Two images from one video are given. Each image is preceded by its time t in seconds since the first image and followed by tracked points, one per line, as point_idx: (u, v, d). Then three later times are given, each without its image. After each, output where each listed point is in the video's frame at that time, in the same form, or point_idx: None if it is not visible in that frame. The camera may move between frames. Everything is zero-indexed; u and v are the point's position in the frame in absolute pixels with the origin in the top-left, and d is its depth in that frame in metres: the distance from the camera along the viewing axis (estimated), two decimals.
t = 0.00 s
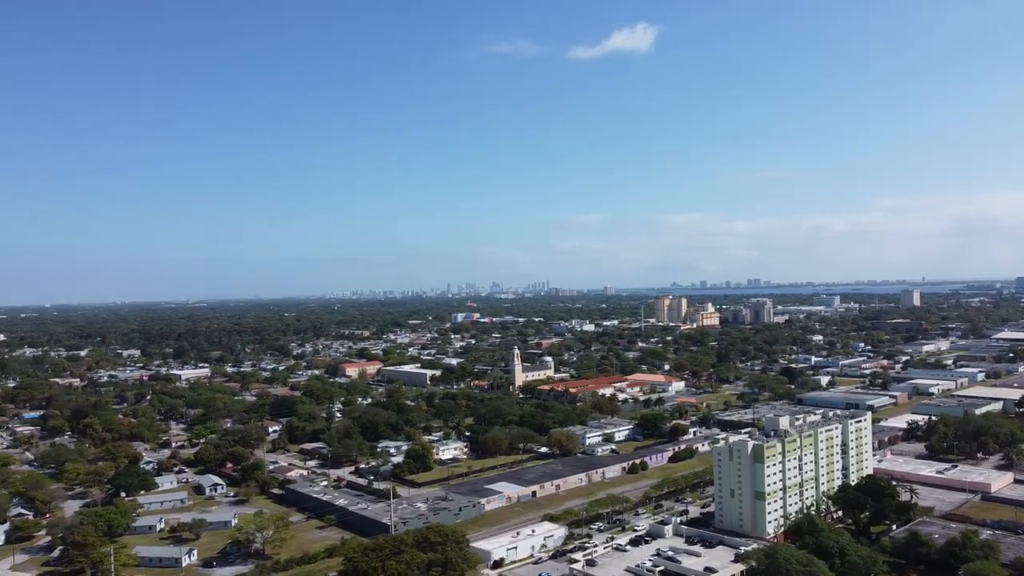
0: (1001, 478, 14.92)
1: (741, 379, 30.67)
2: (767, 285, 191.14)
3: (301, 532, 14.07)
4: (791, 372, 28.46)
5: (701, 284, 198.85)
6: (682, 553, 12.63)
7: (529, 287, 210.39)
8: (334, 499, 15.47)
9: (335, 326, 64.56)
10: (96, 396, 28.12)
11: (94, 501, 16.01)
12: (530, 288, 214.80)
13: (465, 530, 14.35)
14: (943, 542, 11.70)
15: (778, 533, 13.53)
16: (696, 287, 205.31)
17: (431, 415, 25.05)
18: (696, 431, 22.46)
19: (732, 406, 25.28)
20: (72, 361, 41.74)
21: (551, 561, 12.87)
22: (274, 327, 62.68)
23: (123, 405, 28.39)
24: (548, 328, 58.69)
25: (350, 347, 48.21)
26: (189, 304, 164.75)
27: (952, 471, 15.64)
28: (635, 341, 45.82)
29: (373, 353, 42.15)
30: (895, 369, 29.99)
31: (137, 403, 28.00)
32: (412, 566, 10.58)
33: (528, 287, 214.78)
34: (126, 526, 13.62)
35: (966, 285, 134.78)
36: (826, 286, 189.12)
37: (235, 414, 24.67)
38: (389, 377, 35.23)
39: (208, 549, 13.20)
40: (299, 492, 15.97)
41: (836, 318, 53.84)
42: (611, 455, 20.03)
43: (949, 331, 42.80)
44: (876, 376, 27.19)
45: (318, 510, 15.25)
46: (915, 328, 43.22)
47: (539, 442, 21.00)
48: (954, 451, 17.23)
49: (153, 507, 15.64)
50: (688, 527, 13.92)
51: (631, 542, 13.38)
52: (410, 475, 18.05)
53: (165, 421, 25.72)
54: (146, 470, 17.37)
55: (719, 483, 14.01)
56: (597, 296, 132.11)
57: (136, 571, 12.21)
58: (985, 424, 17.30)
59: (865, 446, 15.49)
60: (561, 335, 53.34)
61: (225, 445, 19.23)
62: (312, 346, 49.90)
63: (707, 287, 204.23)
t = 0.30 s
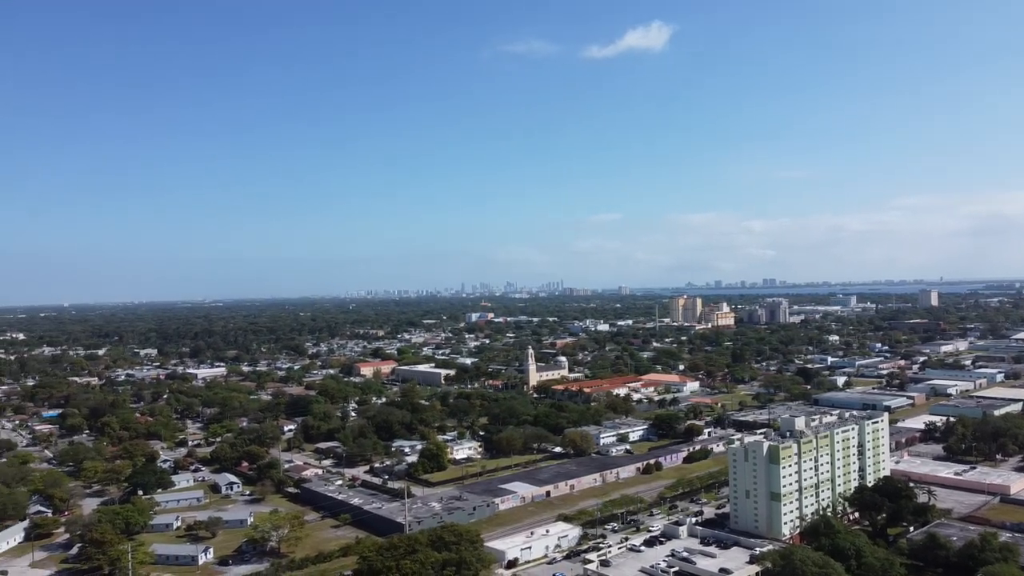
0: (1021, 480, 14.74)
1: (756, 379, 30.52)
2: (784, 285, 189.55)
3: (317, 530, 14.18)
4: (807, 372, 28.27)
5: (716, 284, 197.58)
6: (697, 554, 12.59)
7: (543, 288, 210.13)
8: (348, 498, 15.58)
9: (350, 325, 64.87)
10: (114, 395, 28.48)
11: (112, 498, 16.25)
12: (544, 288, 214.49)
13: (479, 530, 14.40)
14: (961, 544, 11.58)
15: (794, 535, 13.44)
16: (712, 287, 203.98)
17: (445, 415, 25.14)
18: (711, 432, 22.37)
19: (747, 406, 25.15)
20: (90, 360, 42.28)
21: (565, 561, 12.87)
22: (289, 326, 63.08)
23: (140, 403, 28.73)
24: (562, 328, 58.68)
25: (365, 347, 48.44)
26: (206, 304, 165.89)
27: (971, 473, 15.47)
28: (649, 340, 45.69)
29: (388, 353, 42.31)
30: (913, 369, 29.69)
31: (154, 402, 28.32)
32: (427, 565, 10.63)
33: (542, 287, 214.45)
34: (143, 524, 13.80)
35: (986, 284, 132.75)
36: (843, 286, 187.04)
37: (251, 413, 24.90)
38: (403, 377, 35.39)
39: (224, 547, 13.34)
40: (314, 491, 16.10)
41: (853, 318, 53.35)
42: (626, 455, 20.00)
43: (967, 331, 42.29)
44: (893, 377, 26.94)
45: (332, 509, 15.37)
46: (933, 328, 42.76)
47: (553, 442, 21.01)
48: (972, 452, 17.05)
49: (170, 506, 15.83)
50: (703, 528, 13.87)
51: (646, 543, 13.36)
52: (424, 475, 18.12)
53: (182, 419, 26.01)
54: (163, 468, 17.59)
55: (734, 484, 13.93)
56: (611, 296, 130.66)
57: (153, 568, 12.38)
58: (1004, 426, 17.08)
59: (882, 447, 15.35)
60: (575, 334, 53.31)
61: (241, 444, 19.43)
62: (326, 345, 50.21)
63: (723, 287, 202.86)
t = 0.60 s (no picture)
0: None
1: (772, 379, 30.31)
2: (800, 284, 187.88)
3: (331, 529, 14.29)
4: (823, 372, 28.07)
5: (732, 283, 196.25)
6: (711, 554, 12.55)
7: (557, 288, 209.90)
8: (363, 497, 15.68)
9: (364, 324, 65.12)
10: (132, 394, 28.84)
11: (129, 496, 16.47)
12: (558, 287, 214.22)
13: (493, 529, 14.43)
14: (980, 546, 11.45)
15: (810, 535, 13.36)
16: (727, 287, 202.63)
17: (459, 414, 25.23)
18: (726, 432, 22.27)
19: (762, 406, 25.01)
20: (109, 359, 42.81)
21: (579, 561, 12.88)
22: (304, 326, 63.54)
23: (157, 402, 29.08)
24: (576, 328, 58.65)
25: (379, 346, 48.73)
26: (221, 303, 167.55)
27: (989, 475, 15.29)
28: (663, 340, 45.53)
29: (402, 353, 42.51)
30: (930, 369, 29.37)
31: (171, 401, 28.65)
32: (442, 564, 10.69)
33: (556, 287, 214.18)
34: (160, 521, 13.98)
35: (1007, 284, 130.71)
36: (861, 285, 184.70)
37: (266, 412, 25.13)
38: (417, 377, 35.54)
39: (240, 545, 13.49)
40: (329, 490, 16.24)
41: (869, 317, 52.81)
42: (640, 455, 19.96)
43: (987, 331, 41.75)
44: (910, 377, 26.65)
45: (347, 508, 15.47)
46: (951, 328, 42.25)
47: (567, 442, 21.01)
48: (991, 453, 16.84)
49: (187, 504, 16.02)
50: (718, 528, 13.81)
51: (660, 543, 13.33)
52: (439, 473, 18.19)
53: (199, 418, 26.30)
54: (180, 467, 17.81)
55: (750, 484, 13.85)
56: (625, 296, 129.82)
57: (170, 565, 12.54)
58: None
59: (899, 448, 15.22)
60: (589, 334, 53.25)
61: (257, 443, 19.61)
62: (342, 345, 50.56)
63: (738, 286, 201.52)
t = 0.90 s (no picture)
0: None
1: (786, 379, 30.13)
2: (815, 283, 186.22)
3: (345, 528, 14.38)
4: (838, 372, 27.86)
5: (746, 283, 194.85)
6: (725, 555, 12.50)
7: (570, 287, 209.38)
8: (376, 496, 15.76)
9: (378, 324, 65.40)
10: (147, 392, 29.15)
11: (144, 494, 16.67)
12: (571, 287, 213.62)
13: (506, 529, 14.44)
14: (997, 548, 11.32)
15: (825, 536, 13.28)
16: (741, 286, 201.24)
17: (472, 414, 25.29)
18: (740, 432, 22.16)
19: (777, 406, 24.87)
20: (125, 358, 43.29)
21: (592, 561, 12.87)
22: (318, 325, 63.86)
23: (172, 401, 29.38)
24: (590, 327, 58.56)
25: (393, 345, 48.93)
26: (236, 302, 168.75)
27: (1007, 476, 15.11)
28: (677, 339, 45.37)
29: (415, 352, 42.66)
30: (947, 370, 29.04)
31: (186, 400, 28.95)
32: (455, 563, 10.73)
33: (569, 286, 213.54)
34: (175, 520, 14.13)
35: None
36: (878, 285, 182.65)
37: (280, 411, 25.32)
38: (430, 376, 35.67)
39: (254, 543, 13.61)
40: (342, 489, 16.34)
41: (886, 317, 52.28)
42: (653, 455, 19.91)
43: (1005, 331, 41.21)
44: (927, 378, 26.37)
45: (360, 506, 15.56)
46: (968, 328, 41.76)
47: (580, 442, 21.00)
48: (1009, 454, 16.64)
49: (202, 502, 16.18)
50: (732, 529, 13.75)
51: (674, 543, 13.29)
52: (452, 473, 18.24)
53: (213, 417, 26.55)
54: (195, 465, 17.99)
55: (764, 484, 13.78)
56: (638, 295, 129.14)
57: (185, 563, 12.67)
58: None
59: (915, 448, 15.08)
60: (602, 334, 53.15)
61: (271, 442, 19.77)
62: (355, 344, 50.82)
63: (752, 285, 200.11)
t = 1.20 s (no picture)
0: None
1: (800, 379, 29.98)
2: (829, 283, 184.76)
3: (359, 526, 14.52)
4: (852, 373, 27.69)
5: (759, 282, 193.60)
6: (739, 556, 12.50)
7: (582, 287, 208.96)
8: (389, 495, 15.88)
9: (390, 323, 65.67)
10: (163, 391, 29.48)
11: (160, 492, 16.89)
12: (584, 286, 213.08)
13: (519, 529, 14.50)
14: (1014, 550, 11.25)
15: (839, 537, 13.23)
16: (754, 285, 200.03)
17: (485, 413, 25.39)
18: (754, 432, 22.10)
19: (791, 407, 24.76)
20: (140, 358, 43.75)
21: (605, 561, 12.91)
22: (332, 324, 64.19)
23: (187, 400, 29.69)
24: (603, 327, 58.45)
25: (406, 345, 49.15)
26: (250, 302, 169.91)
27: None
28: (690, 339, 45.24)
29: (428, 352, 42.86)
30: (964, 370, 28.77)
31: (201, 399, 29.25)
32: (468, 563, 10.81)
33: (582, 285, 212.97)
34: (190, 518, 14.32)
35: None
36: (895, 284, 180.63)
37: (294, 410, 25.53)
38: (443, 375, 35.82)
39: (268, 541, 13.77)
40: (356, 488, 16.49)
41: (902, 317, 51.82)
42: (667, 455, 19.91)
43: None
44: (943, 378, 26.15)
45: (374, 505, 15.69)
46: (985, 328, 41.32)
47: (593, 441, 21.02)
48: None
49: (216, 500, 16.38)
50: (746, 530, 13.74)
51: (687, 544, 13.31)
52: (465, 472, 18.34)
53: (228, 416, 26.81)
54: (210, 464, 18.21)
55: (778, 485, 13.75)
56: (651, 294, 128.69)
57: (200, 561, 12.84)
58: None
59: (931, 449, 15.00)
60: (615, 333, 53.09)
61: (285, 441, 19.97)
62: (368, 343, 51.05)
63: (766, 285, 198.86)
